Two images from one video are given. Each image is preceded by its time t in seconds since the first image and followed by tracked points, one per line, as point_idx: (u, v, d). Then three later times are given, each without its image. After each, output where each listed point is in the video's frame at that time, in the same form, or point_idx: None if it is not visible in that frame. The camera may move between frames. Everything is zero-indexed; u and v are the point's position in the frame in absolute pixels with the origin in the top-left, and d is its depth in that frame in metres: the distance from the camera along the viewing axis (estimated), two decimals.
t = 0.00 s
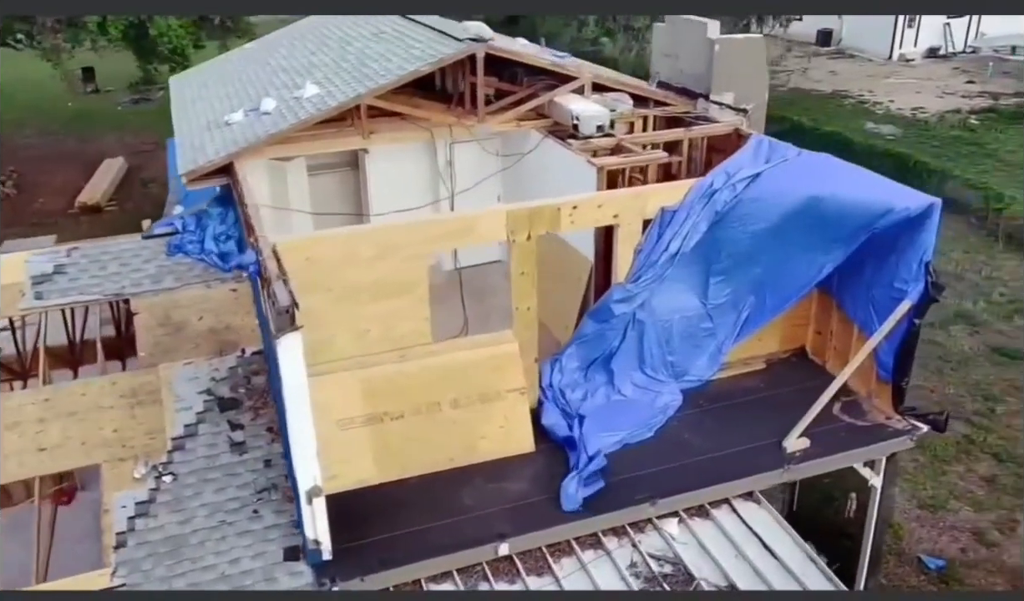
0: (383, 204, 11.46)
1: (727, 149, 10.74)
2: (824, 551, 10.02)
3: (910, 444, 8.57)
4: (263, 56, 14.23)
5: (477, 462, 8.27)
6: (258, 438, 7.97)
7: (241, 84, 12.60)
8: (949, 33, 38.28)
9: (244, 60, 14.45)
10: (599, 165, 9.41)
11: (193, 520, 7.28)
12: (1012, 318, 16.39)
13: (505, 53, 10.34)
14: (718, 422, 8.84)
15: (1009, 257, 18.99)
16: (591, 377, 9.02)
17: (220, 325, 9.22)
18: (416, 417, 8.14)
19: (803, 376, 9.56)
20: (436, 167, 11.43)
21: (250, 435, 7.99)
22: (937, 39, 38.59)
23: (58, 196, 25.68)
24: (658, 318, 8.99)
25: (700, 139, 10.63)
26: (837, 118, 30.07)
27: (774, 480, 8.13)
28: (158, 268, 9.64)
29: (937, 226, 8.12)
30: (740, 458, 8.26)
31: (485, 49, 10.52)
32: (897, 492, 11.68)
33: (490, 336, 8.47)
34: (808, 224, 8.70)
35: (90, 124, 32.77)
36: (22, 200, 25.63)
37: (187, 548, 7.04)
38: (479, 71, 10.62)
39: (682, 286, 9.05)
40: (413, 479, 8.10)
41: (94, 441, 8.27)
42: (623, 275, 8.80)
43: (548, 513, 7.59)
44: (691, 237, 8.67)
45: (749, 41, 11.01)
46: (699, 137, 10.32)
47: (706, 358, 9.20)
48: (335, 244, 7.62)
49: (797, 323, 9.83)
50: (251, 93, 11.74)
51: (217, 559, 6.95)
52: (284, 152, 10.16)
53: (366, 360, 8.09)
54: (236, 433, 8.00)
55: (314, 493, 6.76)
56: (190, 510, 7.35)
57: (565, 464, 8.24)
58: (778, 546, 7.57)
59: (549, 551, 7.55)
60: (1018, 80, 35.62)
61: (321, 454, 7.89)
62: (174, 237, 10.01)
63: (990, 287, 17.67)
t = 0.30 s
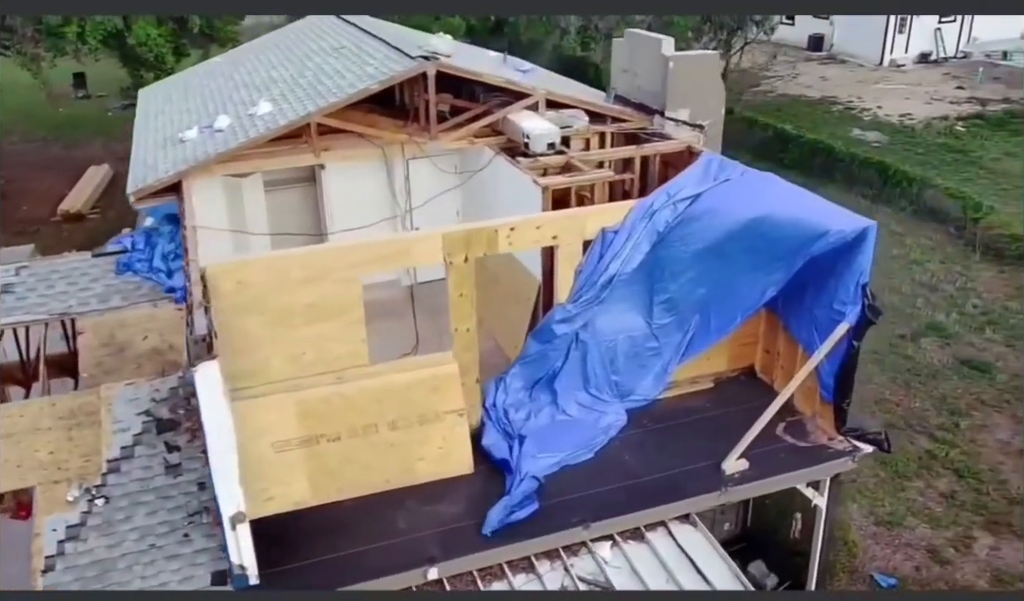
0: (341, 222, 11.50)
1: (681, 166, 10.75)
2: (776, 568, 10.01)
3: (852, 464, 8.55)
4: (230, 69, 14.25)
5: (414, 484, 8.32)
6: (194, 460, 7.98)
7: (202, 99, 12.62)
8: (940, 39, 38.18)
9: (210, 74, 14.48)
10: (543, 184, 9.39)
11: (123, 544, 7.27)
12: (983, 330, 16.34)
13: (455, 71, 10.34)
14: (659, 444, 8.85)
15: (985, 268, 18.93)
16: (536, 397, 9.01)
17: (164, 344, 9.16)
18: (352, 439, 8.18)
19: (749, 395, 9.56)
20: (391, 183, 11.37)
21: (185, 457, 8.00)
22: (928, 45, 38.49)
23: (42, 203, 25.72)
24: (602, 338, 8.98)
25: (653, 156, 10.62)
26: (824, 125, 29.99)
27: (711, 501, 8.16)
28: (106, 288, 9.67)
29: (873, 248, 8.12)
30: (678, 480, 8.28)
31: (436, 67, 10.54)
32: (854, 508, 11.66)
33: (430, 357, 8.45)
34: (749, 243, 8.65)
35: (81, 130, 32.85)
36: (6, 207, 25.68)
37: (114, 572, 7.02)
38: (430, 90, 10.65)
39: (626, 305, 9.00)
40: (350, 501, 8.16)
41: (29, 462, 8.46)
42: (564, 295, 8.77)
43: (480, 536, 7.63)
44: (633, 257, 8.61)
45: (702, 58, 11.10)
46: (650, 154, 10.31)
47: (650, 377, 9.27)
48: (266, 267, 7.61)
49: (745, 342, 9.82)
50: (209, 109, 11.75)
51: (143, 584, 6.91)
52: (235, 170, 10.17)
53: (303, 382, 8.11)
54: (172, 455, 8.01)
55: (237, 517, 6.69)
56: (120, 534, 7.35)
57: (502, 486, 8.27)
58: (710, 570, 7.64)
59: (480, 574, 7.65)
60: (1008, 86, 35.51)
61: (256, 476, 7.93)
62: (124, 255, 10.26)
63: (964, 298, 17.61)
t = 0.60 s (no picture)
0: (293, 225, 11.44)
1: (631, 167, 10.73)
2: (723, 575, 10.01)
3: (790, 470, 8.51)
4: (189, 71, 14.19)
5: (346, 490, 8.28)
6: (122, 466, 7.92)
7: (155, 101, 12.55)
8: (928, 40, 38.00)
9: (170, 75, 14.42)
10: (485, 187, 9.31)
11: (43, 551, 7.21)
12: (951, 332, 16.26)
13: (402, 73, 10.27)
14: (597, 449, 8.80)
15: (958, 269, 18.83)
16: (475, 402, 8.93)
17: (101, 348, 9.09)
18: (284, 445, 8.11)
19: (693, 399, 9.48)
20: (343, 186, 11.34)
21: (113, 464, 7.94)
22: (916, 45, 38.32)
23: (20, 205, 25.67)
24: (541, 343, 8.90)
25: (602, 158, 10.57)
26: (806, 126, 29.86)
27: (645, 507, 8.08)
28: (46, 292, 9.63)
29: (806, 249, 8.17)
30: (612, 486, 8.23)
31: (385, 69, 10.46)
32: (808, 512, 11.60)
33: (363, 362, 8.35)
34: (688, 246, 8.57)
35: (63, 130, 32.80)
36: None
37: (31, 581, 6.96)
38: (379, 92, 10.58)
39: (565, 310, 8.90)
40: (280, 507, 8.12)
41: None
42: (501, 299, 8.67)
43: (407, 543, 7.60)
44: (568, 261, 8.44)
45: (654, 59, 10.97)
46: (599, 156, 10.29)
47: (593, 382, 9.15)
48: (190, 273, 7.53)
49: (690, 346, 9.74)
50: (159, 112, 11.69)
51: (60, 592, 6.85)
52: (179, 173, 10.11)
53: (233, 387, 8.03)
54: (99, 462, 7.94)
55: (151, 526, 6.67)
56: (40, 542, 7.28)
57: (434, 492, 8.21)
58: (638, 577, 7.53)
59: (405, 582, 7.61)
60: (995, 87, 35.37)
61: (184, 482, 7.88)
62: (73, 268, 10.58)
63: (935, 300, 17.52)
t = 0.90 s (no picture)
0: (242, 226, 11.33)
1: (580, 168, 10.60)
2: (667, 579, 9.89)
3: (725, 475, 8.43)
4: (148, 71, 14.12)
5: (273, 496, 8.24)
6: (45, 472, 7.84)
7: (107, 101, 12.47)
8: (917, 38, 37.80)
9: (129, 75, 14.35)
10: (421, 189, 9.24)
11: None
12: (919, 333, 16.15)
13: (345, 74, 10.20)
14: (531, 454, 8.71)
15: (931, 270, 18.71)
16: (411, 407, 8.81)
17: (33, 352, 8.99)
18: (210, 451, 8.03)
19: (633, 403, 9.39)
20: (292, 187, 11.22)
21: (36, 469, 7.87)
22: (904, 44, 38.09)
23: None
24: (476, 347, 8.79)
25: (549, 159, 10.48)
26: (790, 125, 29.71)
27: (575, 514, 7.98)
28: None
29: (734, 253, 8.28)
30: (543, 492, 8.15)
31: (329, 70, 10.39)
32: (761, 516, 11.53)
33: (292, 367, 8.25)
34: (622, 250, 8.54)
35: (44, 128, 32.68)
36: None
37: None
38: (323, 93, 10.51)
39: (501, 313, 8.80)
40: (206, 513, 8.09)
41: None
42: (434, 303, 8.55)
43: (326, 551, 7.56)
44: (499, 265, 8.29)
45: (602, 60, 11.06)
46: (544, 157, 10.18)
47: (532, 387, 9.08)
48: (109, 277, 7.43)
49: (633, 350, 9.66)
50: (108, 113, 11.61)
51: None
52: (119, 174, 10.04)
53: (157, 392, 7.92)
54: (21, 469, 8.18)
55: (60, 534, 6.69)
56: None
57: (362, 499, 8.16)
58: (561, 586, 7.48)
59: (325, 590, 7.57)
60: (982, 85, 35.15)
61: (107, 488, 7.82)
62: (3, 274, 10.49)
63: (905, 301, 17.40)
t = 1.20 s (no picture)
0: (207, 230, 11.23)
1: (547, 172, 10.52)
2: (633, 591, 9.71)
3: (686, 486, 8.27)
4: (120, 72, 14.04)
5: (226, 506, 8.12)
6: None
7: (75, 104, 12.39)
8: (913, 39, 37.48)
9: (101, 77, 14.27)
10: (379, 194, 9.17)
11: None
12: (902, 339, 15.99)
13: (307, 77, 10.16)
14: (490, 464, 8.57)
15: (917, 274, 18.54)
16: (371, 416, 8.67)
17: None
18: (160, 461, 7.89)
19: (595, 412, 9.26)
20: (258, 191, 11.12)
21: None
22: (899, 45, 37.89)
23: None
24: (435, 355, 8.65)
25: (516, 164, 10.37)
26: (782, 127, 29.56)
27: (530, 526, 7.85)
28: None
29: (691, 262, 8.15)
30: (499, 504, 8.01)
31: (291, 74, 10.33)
32: (733, 525, 11.39)
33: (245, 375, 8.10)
34: (581, 257, 8.38)
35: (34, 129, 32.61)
36: None
37: None
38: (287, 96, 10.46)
39: (460, 321, 8.69)
40: (156, 524, 7.96)
41: None
42: (390, 312, 8.41)
43: (275, 563, 7.44)
44: (455, 272, 8.15)
45: (570, 63, 10.93)
46: (509, 161, 10.11)
47: (494, 396, 8.91)
48: (54, 285, 7.30)
49: (597, 358, 9.51)
50: (73, 116, 11.53)
51: None
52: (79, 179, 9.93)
53: (105, 401, 7.78)
54: None
55: None
56: None
57: (315, 510, 8.03)
58: None
59: None
60: (977, 87, 34.93)
61: (54, 499, 7.69)
62: None
63: (889, 305, 17.25)
